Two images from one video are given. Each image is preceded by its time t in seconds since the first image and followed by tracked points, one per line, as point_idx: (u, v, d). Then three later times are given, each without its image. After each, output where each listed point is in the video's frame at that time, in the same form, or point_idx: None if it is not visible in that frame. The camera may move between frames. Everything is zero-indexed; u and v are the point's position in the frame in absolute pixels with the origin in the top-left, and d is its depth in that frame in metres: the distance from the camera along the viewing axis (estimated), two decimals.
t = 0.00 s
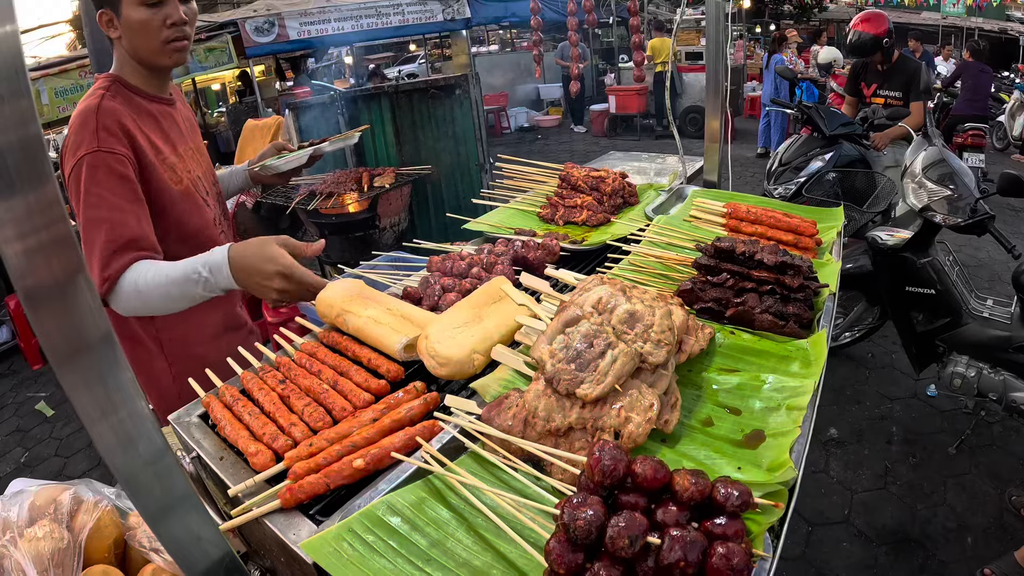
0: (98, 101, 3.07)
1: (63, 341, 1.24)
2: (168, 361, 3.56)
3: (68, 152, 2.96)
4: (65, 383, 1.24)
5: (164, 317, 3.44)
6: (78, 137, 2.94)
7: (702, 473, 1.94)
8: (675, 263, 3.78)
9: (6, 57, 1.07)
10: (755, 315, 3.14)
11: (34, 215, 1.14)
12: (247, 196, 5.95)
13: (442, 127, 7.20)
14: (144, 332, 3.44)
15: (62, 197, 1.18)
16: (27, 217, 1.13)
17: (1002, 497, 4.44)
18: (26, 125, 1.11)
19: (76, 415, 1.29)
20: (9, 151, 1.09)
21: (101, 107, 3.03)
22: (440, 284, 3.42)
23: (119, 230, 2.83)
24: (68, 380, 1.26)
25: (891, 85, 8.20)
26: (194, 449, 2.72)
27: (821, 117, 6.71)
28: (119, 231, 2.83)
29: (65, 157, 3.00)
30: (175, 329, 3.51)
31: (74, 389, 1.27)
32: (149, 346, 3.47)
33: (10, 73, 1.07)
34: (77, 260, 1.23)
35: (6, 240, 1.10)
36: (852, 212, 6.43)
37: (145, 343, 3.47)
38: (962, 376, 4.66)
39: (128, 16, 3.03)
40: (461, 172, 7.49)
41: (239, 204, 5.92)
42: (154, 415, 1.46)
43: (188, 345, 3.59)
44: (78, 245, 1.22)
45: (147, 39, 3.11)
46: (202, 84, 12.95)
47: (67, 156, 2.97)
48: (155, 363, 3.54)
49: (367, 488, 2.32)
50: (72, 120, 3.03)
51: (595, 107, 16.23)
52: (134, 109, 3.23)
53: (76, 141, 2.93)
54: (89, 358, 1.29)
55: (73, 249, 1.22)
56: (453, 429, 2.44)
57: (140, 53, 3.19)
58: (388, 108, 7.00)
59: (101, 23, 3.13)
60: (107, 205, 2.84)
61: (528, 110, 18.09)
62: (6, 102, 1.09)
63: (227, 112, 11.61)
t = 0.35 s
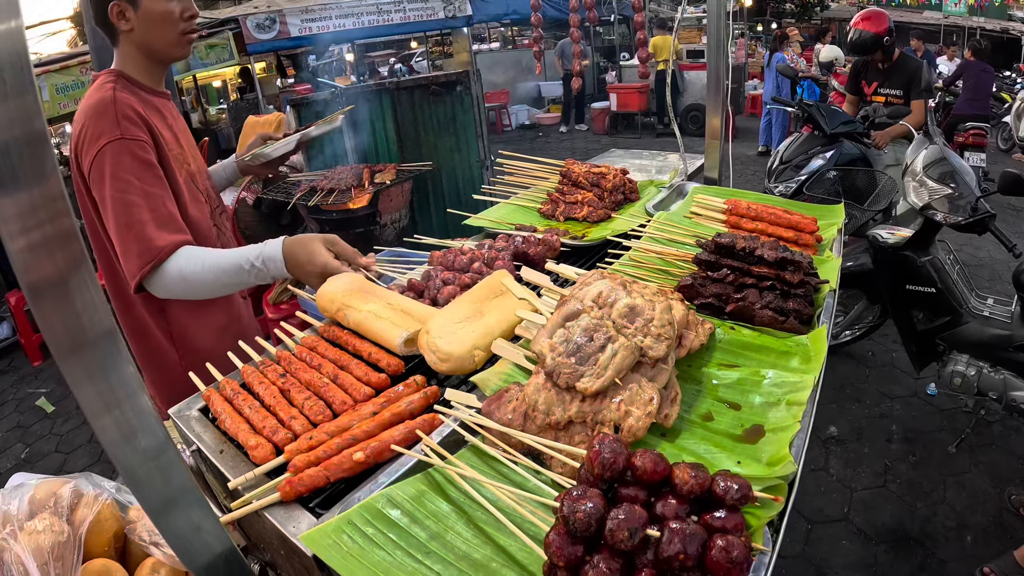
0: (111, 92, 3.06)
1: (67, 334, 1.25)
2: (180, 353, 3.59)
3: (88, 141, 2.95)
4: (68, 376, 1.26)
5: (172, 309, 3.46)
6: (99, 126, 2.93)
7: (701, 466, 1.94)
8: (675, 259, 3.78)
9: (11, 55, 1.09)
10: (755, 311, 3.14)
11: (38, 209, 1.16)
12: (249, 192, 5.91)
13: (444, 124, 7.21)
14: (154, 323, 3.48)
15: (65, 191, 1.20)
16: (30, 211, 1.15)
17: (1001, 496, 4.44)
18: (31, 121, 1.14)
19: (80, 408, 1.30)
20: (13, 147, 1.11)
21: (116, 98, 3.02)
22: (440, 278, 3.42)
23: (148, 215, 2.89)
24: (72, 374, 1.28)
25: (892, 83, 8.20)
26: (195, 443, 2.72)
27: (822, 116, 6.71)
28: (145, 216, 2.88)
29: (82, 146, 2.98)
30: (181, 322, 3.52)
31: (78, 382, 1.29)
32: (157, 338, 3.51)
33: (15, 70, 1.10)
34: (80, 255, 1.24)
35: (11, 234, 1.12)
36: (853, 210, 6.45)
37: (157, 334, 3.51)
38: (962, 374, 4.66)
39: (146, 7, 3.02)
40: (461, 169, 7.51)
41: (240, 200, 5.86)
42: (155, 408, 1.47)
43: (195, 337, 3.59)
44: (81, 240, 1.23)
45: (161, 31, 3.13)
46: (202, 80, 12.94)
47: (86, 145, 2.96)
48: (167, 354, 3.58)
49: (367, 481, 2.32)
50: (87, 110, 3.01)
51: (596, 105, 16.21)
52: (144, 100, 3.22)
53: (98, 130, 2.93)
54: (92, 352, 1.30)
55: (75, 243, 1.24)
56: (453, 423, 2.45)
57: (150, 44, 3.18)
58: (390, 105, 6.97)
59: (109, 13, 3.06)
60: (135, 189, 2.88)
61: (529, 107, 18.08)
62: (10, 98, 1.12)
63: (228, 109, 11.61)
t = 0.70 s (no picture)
0: (126, 79, 3.05)
1: (70, 328, 1.25)
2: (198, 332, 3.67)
3: (107, 128, 2.95)
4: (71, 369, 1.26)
5: (190, 290, 3.54)
6: (119, 114, 2.94)
7: (704, 459, 1.94)
8: (677, 255, 3.77)
9: (16, 50, 1.09)
10: (756, 307, 3.14)
11: (42, 204, 1.15)
12: (247, 186, 5.57)
13: (445, 121, 7.22)
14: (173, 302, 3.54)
15: (69, 185, 1.19)
16: (34, 204, 1.15)
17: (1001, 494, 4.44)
18: (35, 116, 1.13)
19: (82, 401, 1.30)
20: (18, 143, 1.11)
21: (135, 86, 3.02)
22: (441, 273, 3.42)
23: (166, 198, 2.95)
24: (74, 368, 1.27)
25: (891, 81, 8.20)
26: (195, 437, 2.72)
27: (823, 113, 6.70)
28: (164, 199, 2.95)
29: (99, 133, 2.98)
30: (200, 302, 3.60)
31: (80, 376, 1.29)
32: (177, 318, 3.58)
33: (21, 68, 1.10)
34: (83, 249, 1.23)
35: (14, 227, 1.11)
36: (853, 208, 6.51)
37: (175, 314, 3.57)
38: (962, 372, 4.66)
39: (175, 11, 3.17)
40: (462, 166, 7.52)
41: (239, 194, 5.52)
42: (158, 403, 1.46)
43: (213, 315, 3.68)
44: (84, 235, 1.23)
45: (177, 34, 3.25)
46: (203, 77, 12.93)
47: (104, 131, 2.96)
48: (185, 334, 3.65)
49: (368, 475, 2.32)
50: (104, 97, 3.00)
51: (597, 102, 16.21)
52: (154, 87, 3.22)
53: (118, 118, 2.94)
54: (94, 347, 1.30)
55: (79, 237, 1.23)
56: (454, 416, 2.45)
57: (166, 44, 3.27)
58: (392, 102, 6.92)
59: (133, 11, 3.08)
60: (156, 176, 2.94)
61: (530, 105, 18.07)
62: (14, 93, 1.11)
63: (228, 105, 11.60)
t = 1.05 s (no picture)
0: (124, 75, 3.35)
1: (77, 320, 1.23)
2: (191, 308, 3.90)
3: (117, 119, 3.26)
4: (77, 361, 1.23)
5: (183, 267, 3.80)
6: (127, 106, 3.26)
7: (714, 450, 1.92)
8: (682, 248, 3.74)
9: (26, 43, 1.07)
10: (762, 299, 3.13)
11: (50, 196, 1.14)
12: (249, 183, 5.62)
13: (447, 117, 7.19)
14: (169, 279, 3.75)
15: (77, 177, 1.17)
16: (41, 196, 1.13)
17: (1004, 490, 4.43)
18: (43, 108, 1.11)
19: (87, 393, 1.27)
20: (25, 137, 1.09)
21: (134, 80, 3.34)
22: (445, 265, 3.40)
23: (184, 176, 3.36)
24: (80, 360, 1.25)
25: (892, 79, 8.17)
26: (197, 428, 2.69)
27: (824, 110, 6.64)
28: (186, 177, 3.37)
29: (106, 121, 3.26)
30: (193, 279, 3.86)
31: (86, 369, 1.26)
32: (171, 295, 3.80)
33: (29, 62, 1.08)
34: (90, 240, 1.21)
35: (19, 218, 1.10)
36: (854, 205, 6.48)
37: (170, 291, 3.78)
38: (963, 370, 4.64)
39: (153, 19, 3.40)
40: (463, 161, 7.45)
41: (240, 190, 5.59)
42: (165, 396, 1.43)
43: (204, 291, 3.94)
44: (92, 226, 1.20)
45: (156, 41, 3.50)
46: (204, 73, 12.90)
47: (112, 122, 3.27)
48: (179, 310, 3.86)
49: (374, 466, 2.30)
50: (105, 93, 3.29)
51: (597, 100, 16.18)
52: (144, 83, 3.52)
53: (128, 109, 3.25)
54: (100, 339, 1.27)
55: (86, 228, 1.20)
56: (460, 407, 2.43)
57: (146, 49, 3.50)
58: (394, 97, 6.97)
59: (115, 19, 3.32)
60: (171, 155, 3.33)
61: (530, 102, 18.03)
62: (22, 84, 1.09)
63: (228, 101, 11.57)
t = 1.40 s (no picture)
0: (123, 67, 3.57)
1: (80, 315, 1.23)
2: (189, 285, 4.01)
3: (129, 106, 3.47)
4: (80, 357, 1.23)
5: (183, 244, 3.93)
6: (137, 93, 3.49)
7: (717, 446, 1.92)
8: (684, 245, 3.74)
9: (30, 38, 1.06)
10: (765, 296, 3.12)
11: (54, 190, 1.14)
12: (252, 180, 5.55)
13: (449, 115, 7.17)
14: (169, 256, 3.87)
15: (80, 172, 1.17)
16: (45, 191, 1.13)
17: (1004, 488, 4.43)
18: (46, 105, 1.10)
19: (90, 388, 1.26)
20: (29, 133, 1.09)
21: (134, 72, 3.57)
22: (448, 262, 3.40)
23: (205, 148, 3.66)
24: (83, 356, 1.25)
25: (894, 77, 8.16)
26: (199, 424, 2.70)
27: (826, 109, 6.63)
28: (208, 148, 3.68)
29: (116, 105, 3.45)
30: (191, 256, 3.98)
31: (89, 364, 1.26)
32: (172, 271, 3.90)
33: (33, 58, 1.07)
34: (92, 235, 1.21)
35: (24, 214, 1.10)
36: (856, 203, 6.47)
37: (170, 268, 3.89)
38: (964, 369, 4.63)
39: (140, 29, 3.58)
40: (464, 159, 7.42)
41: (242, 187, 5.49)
42: (168, 391, 1.43)
43: (201, 269, 4.08)
44: (94, 221, 1.20)
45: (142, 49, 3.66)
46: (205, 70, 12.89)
47: (123, 109, 3.46)
48: (177, 288, 3.96)
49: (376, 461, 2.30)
50: (108, 84, 3.49)
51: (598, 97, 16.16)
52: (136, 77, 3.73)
53: (138, 96, 3.48)
54: (103, 333, 1.27)
55: (89, 223, 1.20)
56: (463, 404, 2.44)
57: (134, 56, 3.67)
58: (394, 92, 6.95)
59: (102, 31, 3.50)
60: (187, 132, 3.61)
61: (531, 99, 17.99)
62: (25, 81, 1.09)
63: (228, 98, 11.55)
